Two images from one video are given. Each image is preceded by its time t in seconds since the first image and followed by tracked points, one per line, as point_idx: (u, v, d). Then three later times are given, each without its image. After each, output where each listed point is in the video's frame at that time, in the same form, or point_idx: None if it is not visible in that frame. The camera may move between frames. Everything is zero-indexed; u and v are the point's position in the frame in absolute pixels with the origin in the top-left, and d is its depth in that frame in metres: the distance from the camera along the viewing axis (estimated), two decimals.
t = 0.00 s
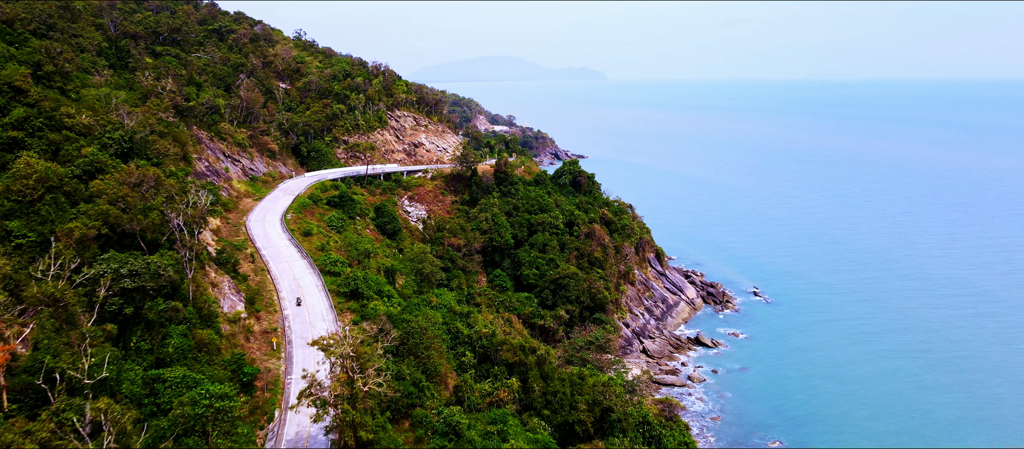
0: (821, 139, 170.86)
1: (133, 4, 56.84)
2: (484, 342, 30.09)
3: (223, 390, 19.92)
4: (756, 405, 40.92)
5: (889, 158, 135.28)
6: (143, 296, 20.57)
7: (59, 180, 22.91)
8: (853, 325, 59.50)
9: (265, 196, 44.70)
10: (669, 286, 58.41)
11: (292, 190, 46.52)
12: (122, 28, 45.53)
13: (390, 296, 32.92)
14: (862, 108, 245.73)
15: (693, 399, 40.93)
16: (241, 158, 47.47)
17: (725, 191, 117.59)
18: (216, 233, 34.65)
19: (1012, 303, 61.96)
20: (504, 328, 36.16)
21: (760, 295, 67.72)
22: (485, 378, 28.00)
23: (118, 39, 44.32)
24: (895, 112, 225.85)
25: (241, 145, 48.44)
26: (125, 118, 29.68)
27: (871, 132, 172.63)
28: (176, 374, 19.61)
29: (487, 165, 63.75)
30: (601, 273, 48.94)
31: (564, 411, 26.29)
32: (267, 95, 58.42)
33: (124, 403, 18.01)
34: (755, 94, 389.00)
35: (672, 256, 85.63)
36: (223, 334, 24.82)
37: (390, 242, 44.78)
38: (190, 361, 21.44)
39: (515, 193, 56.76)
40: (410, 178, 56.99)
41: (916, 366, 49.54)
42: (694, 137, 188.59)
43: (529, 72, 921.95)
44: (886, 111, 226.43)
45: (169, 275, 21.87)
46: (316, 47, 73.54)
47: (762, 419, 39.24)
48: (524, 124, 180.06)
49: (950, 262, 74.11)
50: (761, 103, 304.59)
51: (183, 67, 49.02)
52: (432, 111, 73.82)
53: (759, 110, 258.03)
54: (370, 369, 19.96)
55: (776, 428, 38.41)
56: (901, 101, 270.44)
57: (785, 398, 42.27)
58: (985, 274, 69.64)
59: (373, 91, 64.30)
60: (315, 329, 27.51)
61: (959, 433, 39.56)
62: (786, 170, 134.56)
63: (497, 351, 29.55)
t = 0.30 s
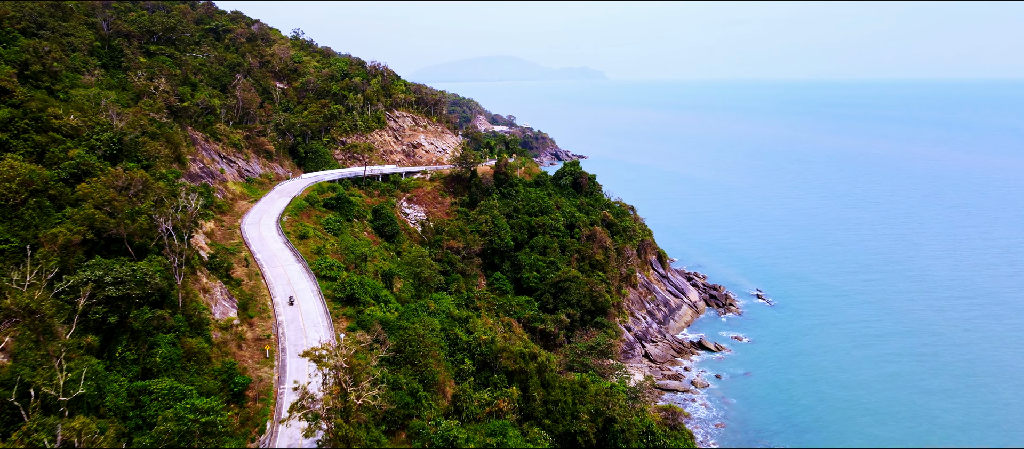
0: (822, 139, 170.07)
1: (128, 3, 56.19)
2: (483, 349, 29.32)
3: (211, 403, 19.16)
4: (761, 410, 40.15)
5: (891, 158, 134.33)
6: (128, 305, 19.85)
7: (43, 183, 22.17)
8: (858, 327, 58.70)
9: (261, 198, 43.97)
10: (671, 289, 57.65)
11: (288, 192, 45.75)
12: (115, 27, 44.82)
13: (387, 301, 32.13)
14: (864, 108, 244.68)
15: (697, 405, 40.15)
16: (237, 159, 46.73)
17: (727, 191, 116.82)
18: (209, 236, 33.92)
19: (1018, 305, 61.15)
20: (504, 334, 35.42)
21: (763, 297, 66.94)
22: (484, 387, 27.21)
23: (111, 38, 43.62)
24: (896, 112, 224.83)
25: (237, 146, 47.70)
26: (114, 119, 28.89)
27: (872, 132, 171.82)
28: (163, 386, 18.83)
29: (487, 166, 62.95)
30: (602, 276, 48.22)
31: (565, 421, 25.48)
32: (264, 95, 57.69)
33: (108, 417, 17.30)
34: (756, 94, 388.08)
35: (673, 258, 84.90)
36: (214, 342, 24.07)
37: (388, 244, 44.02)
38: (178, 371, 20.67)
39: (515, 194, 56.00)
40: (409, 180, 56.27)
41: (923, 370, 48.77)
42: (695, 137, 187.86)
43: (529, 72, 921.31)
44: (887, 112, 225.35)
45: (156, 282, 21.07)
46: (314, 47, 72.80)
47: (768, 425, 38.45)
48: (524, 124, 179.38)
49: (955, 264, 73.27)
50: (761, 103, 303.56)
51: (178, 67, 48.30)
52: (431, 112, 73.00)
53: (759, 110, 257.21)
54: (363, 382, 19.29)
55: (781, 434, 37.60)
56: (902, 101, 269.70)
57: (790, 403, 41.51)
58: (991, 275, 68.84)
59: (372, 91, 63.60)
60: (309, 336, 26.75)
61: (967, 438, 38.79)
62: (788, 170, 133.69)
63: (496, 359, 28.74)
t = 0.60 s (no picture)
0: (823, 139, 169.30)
1: (123, 2, 55.42)
2: (482, 357, 28.53)
3: (198, 418, 18.35)
4: (766, 417, 39.36)
5: (893, 158, 133.50)
6: (111, 315, 19.16)
7: (27, 186, 21.33)
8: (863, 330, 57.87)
9: (257, 200, 43.20)
10: (673, 292, 56.87)
11: (285, 194, 44.99)
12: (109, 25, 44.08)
13: (384, 307, 31.33)
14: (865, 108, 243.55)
15: (701, 411, 39.36)
16: (233, 161, 45.98)
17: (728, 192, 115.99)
18: (202, 240, 33.16)
19: None
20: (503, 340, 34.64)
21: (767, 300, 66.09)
22: (483, 396, 26.44)
23: (105, 38, 42.90)
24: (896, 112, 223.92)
25: (233, 146, 46.94)
26: (103, 120, 28.07)
27: (873, 132, 171.05)
28: (148, 398, 18.03)
29: (487, 167, 62.20)
30: (603, 279, 47.45)
31: (567, 431, 24.71)
32: (261, 95, 56.95)
33: (90, 432, 16.51)
34: (756, 94, 387.16)
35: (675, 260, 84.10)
36: (205, 350, 23.31)
37: (386, 247, 43.27)
38: (166, 381, 19.88)
39: (515, 196, 55.25)
40: (407, 181, 55.50)
41: (930, 373, 47.99)
42: (696, 137, 187.04)
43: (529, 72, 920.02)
44: (888, 111, 224.45)
45: (142, 290, 20.31)
46: (312, 46, 72.04)
47: (773, 432, 37.64)
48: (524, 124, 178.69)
49: (960, 265, 72.45)
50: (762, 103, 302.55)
51: (173, 66, 47.53)
52: (430, 112, 72.20)
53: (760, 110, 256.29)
54: (357, 395, 18.51)
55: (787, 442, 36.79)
56: (903, 101, 268.92)
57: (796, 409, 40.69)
58: (997, 277, 68.06)
59: (370, 91, 62.80)
60: (303, 343, 25.98)
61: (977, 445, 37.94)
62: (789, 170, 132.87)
63: (496, 367, 27.96)
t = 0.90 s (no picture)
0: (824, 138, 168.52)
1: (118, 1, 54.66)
2: (481, 365, 27.74)
3: (182, 435, 17.53)
4: (771, 423, 38.57)
5: (896, 158, 132.62)
6: (94, 324, 18.41)
7: (9, 190, 20.58)
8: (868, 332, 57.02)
9: (252, 201, 42.46)
10: (676, 294, 56.12)
11: (281, 195, 44.21)
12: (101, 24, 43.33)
13: (381, 312, 30.52)
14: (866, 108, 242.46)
15: (705, 417, 38.60)
16: (228, 161, 45.23)
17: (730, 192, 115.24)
18: (195, 244, 32.38)
19: None
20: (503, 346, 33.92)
21: (770, 302, 65.27)
22: (482, 406, 25.65)
23: (97, 37, 42.16)
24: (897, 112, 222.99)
25: (228, 147, 46.18)
26: (90, 121, 27.25)
27: (876, 132, 170.12)
28: (132, 412, 17.26)
29: (486, 168, 61.43)
30: (605, 282, 46.65)
31: (569, 442, 23.93)
32: (258, 95, 56.22)
33: None
34: (757, 94, 386.30)
35: (676, 261, 83.36)
36: (194, 359, 22.53)
37: (384, 250, 42.50)
38: (153, 392, 19.13)
39: (515, 197, 54.47)
40: (406, 182, 54.71)
41: (937, 377, 47.16)
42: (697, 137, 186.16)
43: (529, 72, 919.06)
44: (889, 111, 223.52)
45: (128, 298, 19.56)
46: (310, 46, 71.25)
47: (779, 439, 36.85)
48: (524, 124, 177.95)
49: (965, 266, 71.61)
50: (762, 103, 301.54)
51: (167, 65, 46.75)
52: (429, 112, 71.38)
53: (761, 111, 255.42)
54: (350, 409, 17.76)
55: None
56: (904, 101, 268.17)
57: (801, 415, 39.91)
58: (1002, 279, 67.22)
59: (368, 90, 62.06)
60: (297, 351, 25.22)
61: None
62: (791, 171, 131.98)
63: (496, 375, 27.17)
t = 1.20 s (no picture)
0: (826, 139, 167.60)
1: None
2: (480, 373, 26.94)
3: None
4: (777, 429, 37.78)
5: (898, 158, 131.67)
6: (75, 335, 17.71)
7: None
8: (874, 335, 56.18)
9: (248, 203, 41.69)
10: (678, 297, 55.34)
11: (277, 197, 43.46)
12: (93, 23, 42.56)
13: (377, 318, 29.72)
14: (867, 107, 241.26)
15: (709, 424, 37.79)
16: (223, 163, 44.48)
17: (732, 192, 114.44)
18: (187, 248, 31.61)
19: None
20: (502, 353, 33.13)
21: (774, 304, 64.45)
22: (480, 417, 24.88)
23: (89, 35, 41.39)
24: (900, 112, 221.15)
25: (224, 148, 45.42)
26: (78, 121, 26.47)
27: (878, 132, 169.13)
28: (116, 426, 16.48)
29: (486, 169, 60.67)
30: (607, 285, 45.88)
31: None
32: (254, 95, 55.44)
33: None
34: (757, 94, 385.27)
35: (678, 263, 82.57)
36: (183, 369, 21.76)
37: (381, 253, 41.76)
38: (139, 405, 18.34)
39: (515, 199, 53.71)
40: (404, 183, 53.94)
41: (945, 380, 46.33)
42: (698, 137, 185.33)
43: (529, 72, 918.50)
44: (890, 111, 222.08)
45: (112, 307, 18.82)
46: (308, 45, 70.45)
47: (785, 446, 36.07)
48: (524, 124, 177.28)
49: (970, 268, 70.80)
50: (763, 102, 300.45)
51: (161, 64, 45.95)
52: (428, 112, 70.56)
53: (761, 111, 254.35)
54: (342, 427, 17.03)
55: None
56: (906, 101, 267.24)
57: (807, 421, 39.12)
58: (1008, 280, 66.36)
59: (366, 90, 61.27)
60: (291, 359, 24.49)
61: None
62: (793, 171, 131.07)
63: (495, 383, 26.34)
